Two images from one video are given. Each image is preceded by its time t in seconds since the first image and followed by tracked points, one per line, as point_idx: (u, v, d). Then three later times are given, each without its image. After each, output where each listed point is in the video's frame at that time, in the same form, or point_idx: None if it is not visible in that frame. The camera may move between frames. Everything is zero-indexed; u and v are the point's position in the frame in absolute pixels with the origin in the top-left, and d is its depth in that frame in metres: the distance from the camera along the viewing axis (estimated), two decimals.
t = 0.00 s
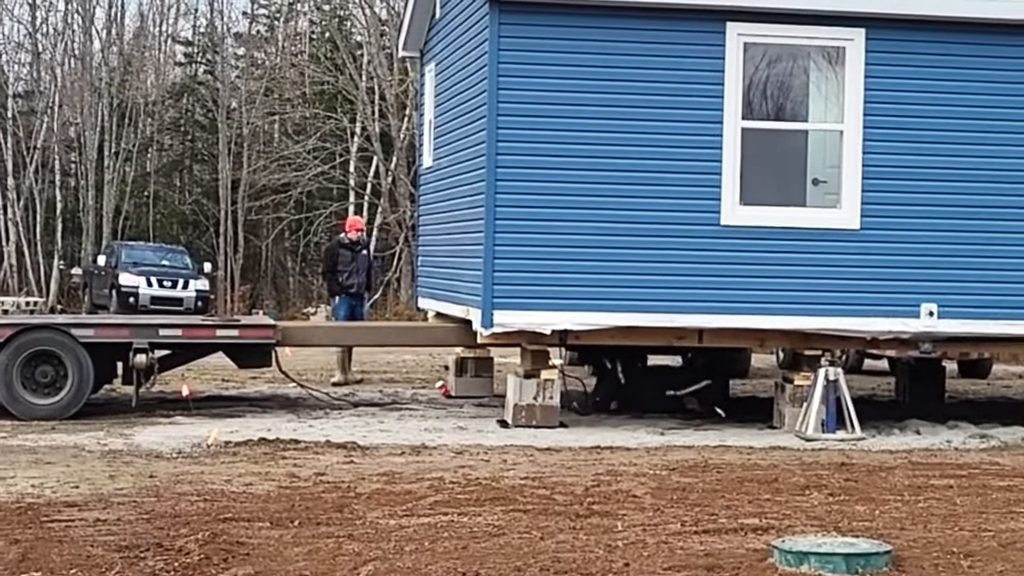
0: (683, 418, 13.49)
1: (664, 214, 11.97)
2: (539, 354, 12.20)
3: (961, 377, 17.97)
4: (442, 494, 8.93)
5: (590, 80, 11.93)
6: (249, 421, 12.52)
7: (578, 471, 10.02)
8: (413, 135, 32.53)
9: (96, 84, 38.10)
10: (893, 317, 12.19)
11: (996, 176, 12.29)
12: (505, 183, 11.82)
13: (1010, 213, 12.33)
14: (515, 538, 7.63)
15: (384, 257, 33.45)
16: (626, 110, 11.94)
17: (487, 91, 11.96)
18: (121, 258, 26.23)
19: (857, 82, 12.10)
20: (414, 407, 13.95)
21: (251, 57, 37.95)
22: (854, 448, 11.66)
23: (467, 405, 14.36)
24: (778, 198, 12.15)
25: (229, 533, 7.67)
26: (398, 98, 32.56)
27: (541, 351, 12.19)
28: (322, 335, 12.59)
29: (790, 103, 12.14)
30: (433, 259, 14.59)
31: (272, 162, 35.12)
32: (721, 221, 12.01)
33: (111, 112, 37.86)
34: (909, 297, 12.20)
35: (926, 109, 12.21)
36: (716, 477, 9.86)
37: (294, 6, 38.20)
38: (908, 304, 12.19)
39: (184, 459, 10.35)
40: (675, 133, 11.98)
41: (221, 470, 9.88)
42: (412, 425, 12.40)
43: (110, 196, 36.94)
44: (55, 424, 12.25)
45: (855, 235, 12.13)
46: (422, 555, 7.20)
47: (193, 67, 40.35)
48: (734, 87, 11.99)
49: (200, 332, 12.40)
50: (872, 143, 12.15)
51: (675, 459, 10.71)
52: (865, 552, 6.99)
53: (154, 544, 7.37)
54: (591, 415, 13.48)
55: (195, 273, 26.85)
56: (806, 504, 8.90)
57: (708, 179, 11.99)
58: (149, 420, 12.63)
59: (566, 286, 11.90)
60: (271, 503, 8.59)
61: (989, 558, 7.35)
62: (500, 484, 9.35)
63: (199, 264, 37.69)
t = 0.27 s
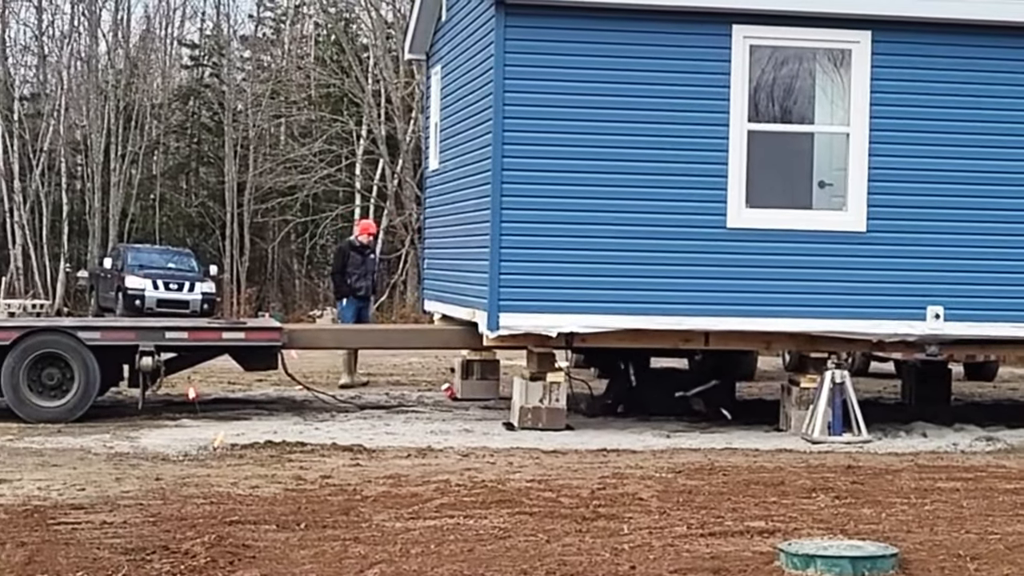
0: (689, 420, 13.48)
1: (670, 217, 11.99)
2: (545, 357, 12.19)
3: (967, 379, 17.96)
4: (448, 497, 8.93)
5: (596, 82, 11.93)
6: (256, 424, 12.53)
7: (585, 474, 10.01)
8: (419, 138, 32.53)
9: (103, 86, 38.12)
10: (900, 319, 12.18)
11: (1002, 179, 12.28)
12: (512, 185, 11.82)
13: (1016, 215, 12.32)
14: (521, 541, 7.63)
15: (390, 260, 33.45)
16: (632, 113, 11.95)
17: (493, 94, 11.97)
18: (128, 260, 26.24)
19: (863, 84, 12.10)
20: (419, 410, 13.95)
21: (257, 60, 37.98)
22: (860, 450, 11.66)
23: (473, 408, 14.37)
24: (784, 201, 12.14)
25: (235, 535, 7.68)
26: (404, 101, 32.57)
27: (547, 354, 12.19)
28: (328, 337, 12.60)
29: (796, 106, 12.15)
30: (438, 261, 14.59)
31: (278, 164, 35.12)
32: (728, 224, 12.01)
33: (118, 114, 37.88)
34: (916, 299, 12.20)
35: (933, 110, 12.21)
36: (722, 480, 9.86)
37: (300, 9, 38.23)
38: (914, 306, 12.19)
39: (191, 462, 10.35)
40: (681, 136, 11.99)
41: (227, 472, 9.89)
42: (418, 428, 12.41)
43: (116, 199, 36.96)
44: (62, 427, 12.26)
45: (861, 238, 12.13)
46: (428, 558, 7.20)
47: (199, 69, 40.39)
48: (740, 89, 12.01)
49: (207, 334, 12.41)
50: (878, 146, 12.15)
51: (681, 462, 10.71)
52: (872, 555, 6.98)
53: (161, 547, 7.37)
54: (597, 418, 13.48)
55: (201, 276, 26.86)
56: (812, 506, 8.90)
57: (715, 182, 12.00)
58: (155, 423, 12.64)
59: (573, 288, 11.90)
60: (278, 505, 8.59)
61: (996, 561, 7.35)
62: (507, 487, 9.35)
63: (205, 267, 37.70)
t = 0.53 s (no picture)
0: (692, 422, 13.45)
1: (673, 217, 11.98)
2: (549, 358, 12.19)
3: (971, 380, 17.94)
4: (452, 498, 8.93)
5: (600, 83, 11.93)
6: (259, 425, 12.52)
7: (588, 475, 10.01)
8: (423, 139, 32.53)
9: (106, 87, 38.14)
10: (903, 320, 12.17)
11: (1006, 180, 12.27)
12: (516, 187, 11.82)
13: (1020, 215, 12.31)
14: (525, 542, 7.63)
15: (393, 261, 33.44)
16: (635, 115, 11.96)
17: (496, 95, 11.97)
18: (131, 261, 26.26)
19: (866, 85, 12.10)
20: (423, 411, 13.94)
21: (261, 61, 38.00)
22: (863, 451, 11.66)
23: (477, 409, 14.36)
24: (788, 202, 12.13)
25: (238, 536, 7.68)
26: (407, 102, 32.59)
27: (551, 355, 12.19)
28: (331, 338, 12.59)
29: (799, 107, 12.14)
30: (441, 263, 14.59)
31: (282, 165, 35.11)
32: (732, 224, 12.00)
33: (121, 116, 37.90)
34: (919, 300, 12.19)
35: (936, 110, 12.21)
36: (725, 481, 9.86)
37: (303, 10, 38.23)
38: (918, 307, 12.19)
39: (194, 463, 10.36)
40: (684, 136, 11.99)
41: (231, 473, 9.89)
42: (422, 429, 12.40)
43: (119, 200, 36.97)
44: (65, 428, 12.27)
45: (864, 239, 12.13)
46: (432, 559, 7.20)
47: (203, 71, 40.40)
48: (744, 90, 12.01)
49: (209, 335, 12.41)
50: (881, 146, 12.15)
51: (684, 463, 10.71)
52: (875, 556, 6.98)
53: (164, 548, 7.37)
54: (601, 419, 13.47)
55: (204, 277, 26.87)
56: (816, 507, 8.89)
57: (718, 183, 12.00)
58: (159, 424, 12.64)
59: (578, 289, 11.91)
60: (281, 506, 8.59)
61: (1000, 562, 7.34)
62: (510, 488, 9.35)
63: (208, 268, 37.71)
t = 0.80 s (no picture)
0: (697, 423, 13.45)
1: (679, 219, 11.96)
2: (554, 359, 12.20)
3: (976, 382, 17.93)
4: (457, 499, 8.93)
5: (605, 85, 11.94)
6: (265, 426, 12.53)
7: (593, 477, 10.01)
8: (428, 141, 32.53)
9: (111, 89, 38.16)
10: (909, 321, 12.16)
11: (1011, 182, 12.27)
12: (521, 188, 11.81)
13: None
14: (530, 544, 7.63)
15: (398, 262, 33.44)
16: (640, 116, 11.96)
17: (501, 96, 11.97)
18: (136, 263, 26.27)
19: (872, 87, 12.08)
20: (428, 412, 13.94)
21: (266, 63, 38.02)
22: (869, 453, 11.65)
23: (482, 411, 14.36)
24: (793, 203, 12.13)
25: (243, 537, 7.68)
26: (412, 104, 32.60)
27: (556, 356, 12.20)
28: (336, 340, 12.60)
29: (804, 108, 12.14)
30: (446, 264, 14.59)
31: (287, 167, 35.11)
32: (737, 226, 11.98)
33: (126, 117, 37.92)
34: (924, 301, 12.18)
35: (941, 112, 12.21)
36: (730, 482, 9.86)
37: (308, 11, 38.25)
38: (923, 309, 12.18)
39: (199, 464, 10.36)
40: (690, 138, 11.98)
41: (236, 474, 9.89)
42: (427, 430, 12.40)
43: (124, 202, 37.00)
44: (70, 429, 12.28)
45: (869, 240, 12.13)
46: (436, 560, 7.20)
47: (208, 72, 40.41)
48: (750, 91, 11.99)
49: (215, 336, 12.43)
50: (886, 148, 12.15)
51: (689, 464, 10.70)
52: (880, 557, 6.97)
53: (169, 549, 7.37)
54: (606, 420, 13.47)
55: (209, 278, 26.88)
56: (820, 509, 8.89)
57: (725, 184, 11.98)
58: (164, 425, 12.65)
59: (584, 291, 11.90)
60: (286, 508, 8.60)
61: (1005, 564, 7.34)
62: (515, 490, 9.35)
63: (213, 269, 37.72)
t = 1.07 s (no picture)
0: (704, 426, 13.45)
1: (687, 222, 11.97)
2: (561, 361, 12.20)
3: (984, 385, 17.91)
4: (465, 502, 8.92)
5: (612, 87, 11.94)
6: (272, 428, 12.52)
7: (601, 479, 10.01)
8: (435, 143, 32.52)
9: (118, 90, 38.18)
10: (917, 324, 12.14)
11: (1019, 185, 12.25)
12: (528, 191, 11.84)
13: None
14: (537, 546, 7.62)
15: (405, 264, 33.44)
16: (648, 118, 11.95)
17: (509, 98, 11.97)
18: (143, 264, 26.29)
19: (880, 90, 12.09)
20: (435, 414, 13.94)
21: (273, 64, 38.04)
22: (876, 455, 11.64)
23: (489, 413, 14.36)
24: (801, 206, 12.14)
25: (251, 539, 7.69)
26: (419, 105, 32.61)
27: (563, 359, 12.19)
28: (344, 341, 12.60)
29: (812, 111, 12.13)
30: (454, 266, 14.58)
31: (294, 168, 35.12)
32: (744, 228, 12.01)
33: (134, 119, 37.95)
34: (932, 304, 12.16)
35: (949, 114, 12.20)
36: (738, 485, 9.85)
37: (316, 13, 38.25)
38: (931, 311, 12.16)
39: (207, 465, 10.36)
40: (697, 140, 11.98)
41: (243, 476, 9.89)
42: (434, 432, 12.40)
43: (132, 203, 37.02)
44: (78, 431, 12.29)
45: (877, 243, 12.11)
46: (444, 562, 7.20)
47: (216, 74, 40.43)
48: (757, 93, 11.99)
49: (222, 338, 12.41)
50: (894, 151, 12.13)
51: (697, 467, 10.70)
52: (888, 560, 6.97)
53: (178, 551, 7.38)
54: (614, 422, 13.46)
55: (217, 280, 26.90)
56: (828, 511, 8.89)
57: (733, 186, 11.99)
58: (171, 426, 12.65)
59: (590, 294, 11.88)
60: (294, 509, 8.60)
61: (1013, 567, 7.33)
62: (522, 492, 9.34)
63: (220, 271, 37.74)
